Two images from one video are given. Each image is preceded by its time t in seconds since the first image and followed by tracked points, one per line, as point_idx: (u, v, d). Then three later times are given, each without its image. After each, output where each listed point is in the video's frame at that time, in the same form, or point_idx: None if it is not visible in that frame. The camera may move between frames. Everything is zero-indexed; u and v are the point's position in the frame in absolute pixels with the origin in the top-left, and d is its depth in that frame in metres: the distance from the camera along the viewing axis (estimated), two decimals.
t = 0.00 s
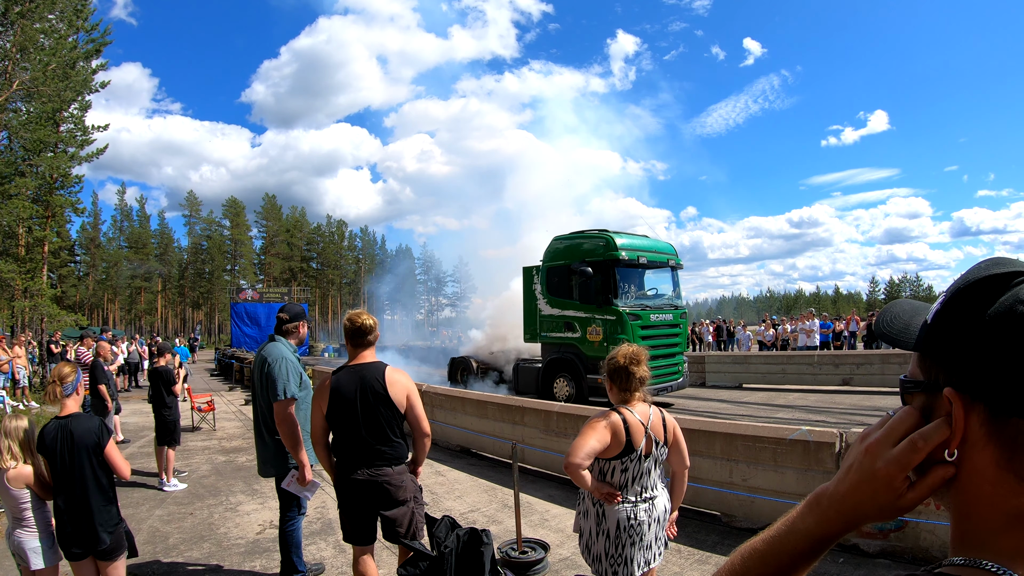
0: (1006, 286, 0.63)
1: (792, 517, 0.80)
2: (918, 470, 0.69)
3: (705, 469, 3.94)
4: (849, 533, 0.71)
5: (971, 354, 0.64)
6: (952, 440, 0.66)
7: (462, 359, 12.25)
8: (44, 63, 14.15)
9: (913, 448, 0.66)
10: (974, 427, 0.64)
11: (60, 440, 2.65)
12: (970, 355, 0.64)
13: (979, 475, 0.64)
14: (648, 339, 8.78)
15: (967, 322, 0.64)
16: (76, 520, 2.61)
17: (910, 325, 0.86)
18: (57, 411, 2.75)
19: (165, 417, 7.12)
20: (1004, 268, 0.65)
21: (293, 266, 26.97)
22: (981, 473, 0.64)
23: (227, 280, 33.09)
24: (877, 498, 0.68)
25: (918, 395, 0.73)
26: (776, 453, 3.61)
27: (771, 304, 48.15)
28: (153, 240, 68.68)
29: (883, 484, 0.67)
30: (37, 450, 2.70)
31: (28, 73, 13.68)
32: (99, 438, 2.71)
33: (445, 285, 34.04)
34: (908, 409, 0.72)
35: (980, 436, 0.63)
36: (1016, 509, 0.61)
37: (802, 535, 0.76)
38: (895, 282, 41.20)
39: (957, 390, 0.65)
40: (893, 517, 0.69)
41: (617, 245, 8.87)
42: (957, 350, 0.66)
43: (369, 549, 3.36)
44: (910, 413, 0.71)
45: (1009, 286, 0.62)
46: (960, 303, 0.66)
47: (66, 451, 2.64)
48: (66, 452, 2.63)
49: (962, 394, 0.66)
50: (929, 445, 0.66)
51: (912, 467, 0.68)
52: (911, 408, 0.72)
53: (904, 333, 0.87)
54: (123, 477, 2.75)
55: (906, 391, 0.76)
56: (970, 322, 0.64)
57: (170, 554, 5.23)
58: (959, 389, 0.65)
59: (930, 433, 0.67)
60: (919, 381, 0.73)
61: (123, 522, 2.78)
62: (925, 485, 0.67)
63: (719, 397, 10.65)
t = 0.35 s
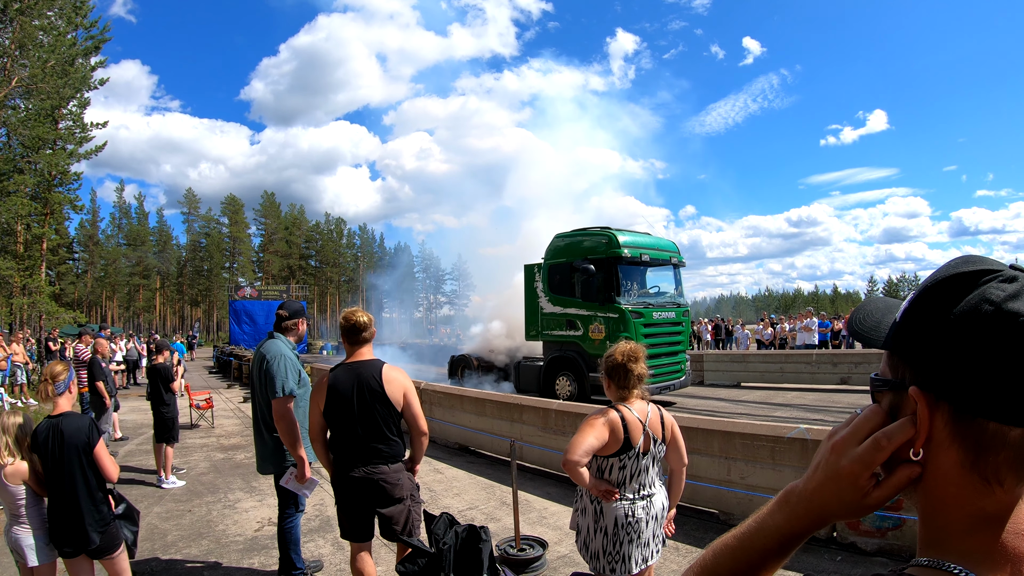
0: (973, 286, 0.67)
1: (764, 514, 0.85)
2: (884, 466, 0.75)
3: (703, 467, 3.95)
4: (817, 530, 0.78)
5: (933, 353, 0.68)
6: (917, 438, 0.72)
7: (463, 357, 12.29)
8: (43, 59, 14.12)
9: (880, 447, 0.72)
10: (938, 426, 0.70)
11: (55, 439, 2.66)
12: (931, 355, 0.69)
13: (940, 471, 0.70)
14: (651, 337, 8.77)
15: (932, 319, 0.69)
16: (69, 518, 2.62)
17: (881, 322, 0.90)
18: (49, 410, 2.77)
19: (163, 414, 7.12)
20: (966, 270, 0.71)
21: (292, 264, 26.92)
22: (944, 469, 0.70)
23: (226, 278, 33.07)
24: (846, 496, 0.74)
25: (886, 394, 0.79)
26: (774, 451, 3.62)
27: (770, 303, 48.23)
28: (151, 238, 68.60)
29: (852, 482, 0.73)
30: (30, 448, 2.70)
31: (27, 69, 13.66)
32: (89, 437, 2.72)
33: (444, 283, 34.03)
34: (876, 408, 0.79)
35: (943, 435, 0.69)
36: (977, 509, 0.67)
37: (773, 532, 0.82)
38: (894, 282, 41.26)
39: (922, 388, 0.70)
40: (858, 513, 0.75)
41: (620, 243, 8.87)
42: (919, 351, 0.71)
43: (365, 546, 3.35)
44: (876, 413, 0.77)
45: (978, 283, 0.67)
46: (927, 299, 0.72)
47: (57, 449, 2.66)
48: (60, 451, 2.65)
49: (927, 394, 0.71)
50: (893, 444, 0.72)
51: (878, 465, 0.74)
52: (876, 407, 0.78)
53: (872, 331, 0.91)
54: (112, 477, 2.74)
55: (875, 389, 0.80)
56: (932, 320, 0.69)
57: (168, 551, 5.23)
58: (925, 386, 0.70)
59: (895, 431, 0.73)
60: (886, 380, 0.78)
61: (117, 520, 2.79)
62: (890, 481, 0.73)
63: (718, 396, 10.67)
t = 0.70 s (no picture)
0: (941, 289, 0.77)
1: (733, 509, 0.91)
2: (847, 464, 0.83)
3: (701, 465, 3.97)
4: (782, 526, 0.85)
5: (901, 353, 0.78)
6: (880, 438, 0.81)
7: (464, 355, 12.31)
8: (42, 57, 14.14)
9: (842, 444, 0.80)
10: (903, 426, 0.78)
11: (54, 438, 2.69)
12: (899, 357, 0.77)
13: (902, 470, 0.79)
14: (653, 336, 8.80)
15: (902, 316, 0.79)
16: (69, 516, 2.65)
17: (855, 321, 0.99)
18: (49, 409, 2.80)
19: (162, 412, 7.14)
20: (941, 273, 0.80)
21: (292, 262, 26.95)
22: (905, 466, 0.78)
23: (225, 276, 33.07)
24: (811, 493, 0.81)
25: (856, 393, 0.88)
26: (772, 450, 3.63)
27: (769, 302, 48.33)
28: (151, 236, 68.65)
29: (819, 481, 0.80)
30: (30, 447, 2.72)
31: (26, 67, 13.64)
32: (89, 436, 2.74)
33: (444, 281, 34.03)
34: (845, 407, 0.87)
35: (906, 436, 0.78)
36: (940, 512, 0.76)
37: (740, 525, 0.88)
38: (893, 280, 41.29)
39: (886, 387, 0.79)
40: (823, 509, 0.83)
41: (622, 241, 8.88)
42: (885, 351, 0.81)
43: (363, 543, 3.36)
44: (842, 412, 0.85)
45: (947, 286, 0.76)
46: (903, 294, 0.81)
47: (57, 448, 2.68)
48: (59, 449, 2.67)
49: (892, 397, 0.80)
50: (857, 442, 0.79)
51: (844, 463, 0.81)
52: (844, 407, 0.87)
53: (846, 331, 1.01)
54: (110, 478, 2.76)
55: (847, 390, 0.89)
56: (902, 318, 0.79)
57: (167, 548, 5.25)
58: (892, 386, 0.79)
59: (856, 429, 0.82)
60: (858, 381, 0.87)
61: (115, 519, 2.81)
62: (852, 479, 0.81)
63: (717, 394, 10.70)
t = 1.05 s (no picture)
0: (878, 311, 0.82)
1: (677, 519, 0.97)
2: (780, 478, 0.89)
3: (693, 467, 4.02)
4: (719, 540, 0.90)
5: (832, 371, 0.83)
6: (812, 455, 0.87)
7: (459, 356, 12.33)
8: (38, 56, 14.14)
9: (774, 459, 0.85)
10: (833, 444, 0.85)
11: (50, 439, 2.75)
12: (829, 375, 0.83)
13: (833, 485, 0.84)
14: (649, 337, 8.86)
15: (839, 332, 0.85)
16: (67, 516, 2.71)
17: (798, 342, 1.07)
18: (46, 412, 2.84)
19: (157, 412, 7.17)
20: (882, 293, 0.86)
21: (289, 262, 26.98)
22: (837, 482, 0.84)
23: (222, 276, 33.05)
24: (747, 506, 0.87)
25: (797, 411, 0.94)
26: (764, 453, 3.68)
27: (766, 302, 48.54)
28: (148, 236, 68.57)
29: (753, 494, 0.85)
30: (25, 449, 2.76)
31: (22, 68, 13.65)
32: (87, 440, 2.81)
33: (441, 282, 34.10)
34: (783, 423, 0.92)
35: (837, 456, 0.84)
36: (868, 529, 0.82)
37: (683, 536, 0.93)
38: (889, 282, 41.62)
39: (820, 405, 0.85)
40: (757, 523, 0.88)
41: (618, 242, 8.94)
42: (822, 370, 0.86)
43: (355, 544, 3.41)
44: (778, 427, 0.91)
45: (883, 306, 0.83)
46: (843, 311, 0.88)
47: (54, 449, 2.74)
48: (56, 450, 2.73)
49: (825, 415, 0.86)
50: (789, 458, 0.85)
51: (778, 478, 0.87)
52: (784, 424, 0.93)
53: (791, 350, 1.07)
54: (105, 481, 2.84)
55: (790, 408, 0.95)
56: (837, 335, 0.85)
57: (162, 548, 5.29)
58: (825, 402, 0.85)
59: (791, 445, 0.88)
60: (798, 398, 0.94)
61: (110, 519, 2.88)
62: (786, 493, 0.87)
63: (711, 396, 10.79)
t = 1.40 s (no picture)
0: (781, 345, 0.82)
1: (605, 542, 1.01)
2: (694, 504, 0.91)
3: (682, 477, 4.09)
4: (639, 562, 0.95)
5: (735, 406, 0.83)
6: (719, 485, 0.87)
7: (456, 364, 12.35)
8: (37, 65, 14.32)
9: (684, 488, 0.88)
10: (737, 475, 0.85)
11: (43, 446, 2.83)
12: (734, 409, 0.83)
13: (736, 516, 0.85)
14: (643, 345, 8.91)
15: (745, 364, 0.85)
16: (60, 520, 2.78)
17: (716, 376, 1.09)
18: (38, 420, 2.92)
19: (152, 420, 7.23)
20: (789, 328, 0.85)
21: (289, 269, 27.14)
22: (742, 514, 0.85)
23: (221, 282, 33.18)
24: (660, 534, 0.90)
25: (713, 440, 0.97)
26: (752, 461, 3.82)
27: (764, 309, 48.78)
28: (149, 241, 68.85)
29: (662, 522, 0.88)
30: (19, 456, 2.84)
31: (22, 77, 13.76)
32: (81, 446, 2.91)
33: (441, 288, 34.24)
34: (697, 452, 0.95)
35: (739, 488, 0.84)
36: (769, 561, 0.83)
37: (608, 558, 0.98)
38: (887, 288, 41.83)
39: (723, 436, 0.86)
40: (673, 548, 0.92)
41: (612, 251, 9.01)
42: (731, 403, 0.84)
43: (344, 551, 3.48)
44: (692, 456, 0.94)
45: (788, 340, 0.82)
46: (751, 344, 0.87)
47: (48, 456, 2.82)
48: (49, 456, 2.82)
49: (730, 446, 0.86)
50: (695, 488, 0.87)
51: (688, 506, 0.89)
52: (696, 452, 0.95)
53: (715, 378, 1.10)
54: (98, 488, 2.94)
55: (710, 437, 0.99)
56: (744, 367, 0.85)
57: (155, 555, 5.35)
58: (731, 432, 0.85)
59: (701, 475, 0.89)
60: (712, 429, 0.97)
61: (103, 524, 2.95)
62: (697, 519, 0.89)
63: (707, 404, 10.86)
